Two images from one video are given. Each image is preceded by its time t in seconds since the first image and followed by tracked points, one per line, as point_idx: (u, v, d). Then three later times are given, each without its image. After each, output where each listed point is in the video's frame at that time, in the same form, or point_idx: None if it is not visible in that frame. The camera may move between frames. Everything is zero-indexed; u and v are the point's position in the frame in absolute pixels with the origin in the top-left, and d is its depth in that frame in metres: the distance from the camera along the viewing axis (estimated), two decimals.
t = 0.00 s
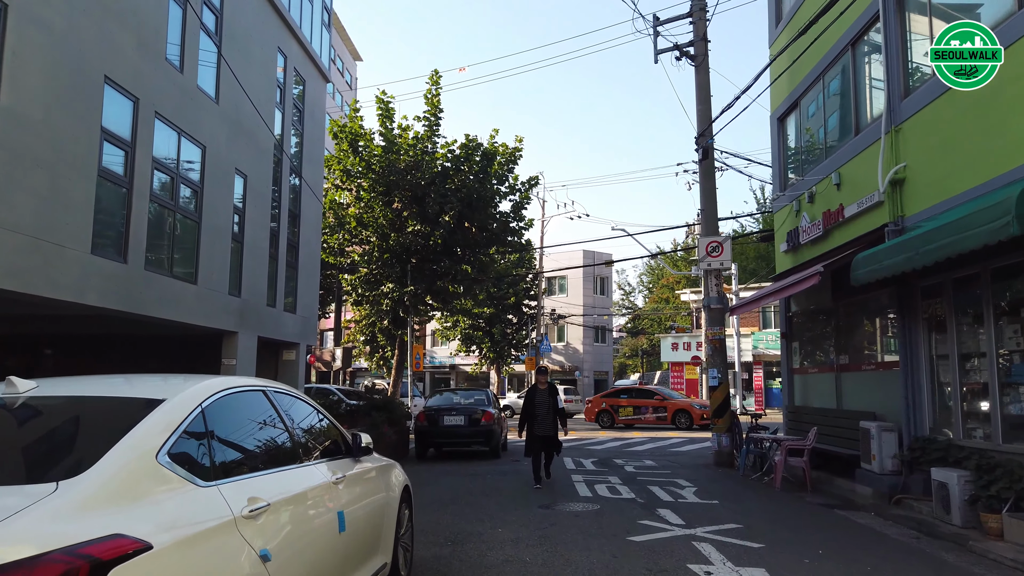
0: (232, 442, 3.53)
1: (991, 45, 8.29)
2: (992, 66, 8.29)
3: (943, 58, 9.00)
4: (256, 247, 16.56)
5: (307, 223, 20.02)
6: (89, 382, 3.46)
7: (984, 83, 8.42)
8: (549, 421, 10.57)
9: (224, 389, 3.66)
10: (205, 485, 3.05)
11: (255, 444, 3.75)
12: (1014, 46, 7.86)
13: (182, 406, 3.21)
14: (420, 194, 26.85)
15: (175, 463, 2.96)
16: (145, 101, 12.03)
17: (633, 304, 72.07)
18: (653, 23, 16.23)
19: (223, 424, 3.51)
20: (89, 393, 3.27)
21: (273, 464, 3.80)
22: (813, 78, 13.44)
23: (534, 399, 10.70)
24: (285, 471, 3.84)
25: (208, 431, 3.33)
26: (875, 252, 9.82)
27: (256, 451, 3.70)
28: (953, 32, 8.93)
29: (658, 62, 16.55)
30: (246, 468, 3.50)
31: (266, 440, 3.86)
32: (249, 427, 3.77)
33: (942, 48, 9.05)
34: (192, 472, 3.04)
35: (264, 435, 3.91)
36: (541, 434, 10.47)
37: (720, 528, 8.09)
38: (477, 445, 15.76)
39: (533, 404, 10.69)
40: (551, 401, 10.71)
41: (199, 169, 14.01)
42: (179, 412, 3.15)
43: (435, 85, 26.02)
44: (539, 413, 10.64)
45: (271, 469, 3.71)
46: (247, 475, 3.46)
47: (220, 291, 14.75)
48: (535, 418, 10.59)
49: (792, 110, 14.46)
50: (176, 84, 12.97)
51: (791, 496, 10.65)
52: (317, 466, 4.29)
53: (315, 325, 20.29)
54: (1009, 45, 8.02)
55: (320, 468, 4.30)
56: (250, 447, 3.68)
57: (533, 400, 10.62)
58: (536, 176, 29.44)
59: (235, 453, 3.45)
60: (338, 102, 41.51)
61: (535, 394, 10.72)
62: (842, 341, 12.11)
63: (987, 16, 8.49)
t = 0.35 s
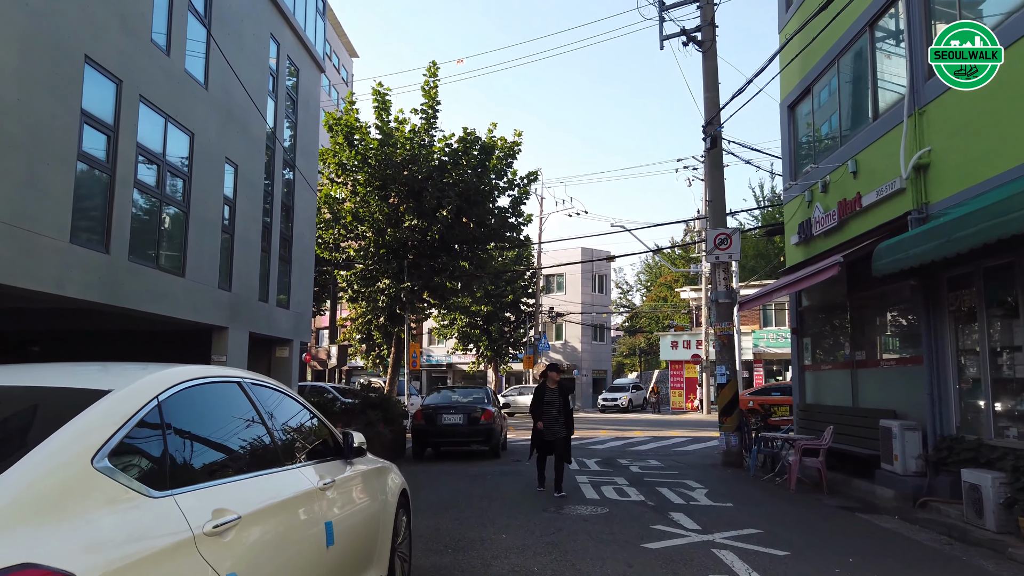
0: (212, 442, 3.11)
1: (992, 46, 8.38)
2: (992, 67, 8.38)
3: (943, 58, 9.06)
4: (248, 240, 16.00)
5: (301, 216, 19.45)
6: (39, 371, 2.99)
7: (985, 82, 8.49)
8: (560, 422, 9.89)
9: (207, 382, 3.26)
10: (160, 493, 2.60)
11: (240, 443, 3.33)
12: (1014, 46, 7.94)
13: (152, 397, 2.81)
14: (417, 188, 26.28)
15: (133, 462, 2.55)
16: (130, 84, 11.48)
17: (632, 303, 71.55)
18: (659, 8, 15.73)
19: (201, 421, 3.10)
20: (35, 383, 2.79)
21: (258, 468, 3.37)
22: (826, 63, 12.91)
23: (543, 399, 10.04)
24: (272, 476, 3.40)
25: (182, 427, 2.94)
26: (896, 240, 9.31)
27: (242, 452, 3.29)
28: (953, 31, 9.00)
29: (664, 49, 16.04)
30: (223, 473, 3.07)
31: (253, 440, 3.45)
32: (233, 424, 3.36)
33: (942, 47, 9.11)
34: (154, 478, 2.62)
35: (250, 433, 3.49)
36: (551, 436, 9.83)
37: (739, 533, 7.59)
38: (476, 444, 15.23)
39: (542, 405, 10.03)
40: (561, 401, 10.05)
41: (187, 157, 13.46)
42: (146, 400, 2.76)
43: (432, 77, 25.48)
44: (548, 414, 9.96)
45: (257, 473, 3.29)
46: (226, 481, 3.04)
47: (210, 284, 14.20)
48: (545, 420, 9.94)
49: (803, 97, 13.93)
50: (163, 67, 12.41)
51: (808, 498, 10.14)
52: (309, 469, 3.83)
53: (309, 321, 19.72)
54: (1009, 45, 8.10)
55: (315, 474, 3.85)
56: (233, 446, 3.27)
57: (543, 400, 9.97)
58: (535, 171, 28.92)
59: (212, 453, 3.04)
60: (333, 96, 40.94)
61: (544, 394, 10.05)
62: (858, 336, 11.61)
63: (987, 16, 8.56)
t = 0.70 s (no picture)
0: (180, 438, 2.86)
1: (992, 45, 8.24)
2: (992, 66, 8.24)
3: (942, 58, 8.84)
4: (230, 228, 15.38)
5: (287, 206, 18.83)
6: None
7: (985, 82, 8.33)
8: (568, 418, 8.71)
9: (181, 371, 3.02)
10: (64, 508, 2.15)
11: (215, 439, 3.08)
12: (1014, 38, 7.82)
13: (109, 388, 2.56)
14: (407, 178, 25.68)
15: (61, 463, 2.23)
16: (102, 60, 10.86)
17: (623, 299, 71.22)
18: None
19: (171, 414, 2.86)
20: None
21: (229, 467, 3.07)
22: (832, 44, 12.39)
23: (549, 390, 8.77)
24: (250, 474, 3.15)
25: (145, 423, 2.69)
26: (912, 226, 8.80)
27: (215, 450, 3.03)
28: (952, 31, 8.79)
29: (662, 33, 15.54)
30: (188, 475, 2.79)
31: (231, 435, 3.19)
32: (209, 418, 3.11)
33: (941, 47, 8.88)
34: (94, 490, 2.32)
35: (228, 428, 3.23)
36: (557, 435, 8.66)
37: (749, 535, 7.10)
38: (467, 441, 14.70)
39: (547, 398, 8.76)
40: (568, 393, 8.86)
41: (164, 140, 12.83)
42: (100, 390, 2.50)
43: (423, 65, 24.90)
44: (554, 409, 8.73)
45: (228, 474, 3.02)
46: (191, 483, 2.78)
47: (190, 274, 13.61)
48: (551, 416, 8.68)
49: (808, 81, 13.43)
50: (139, 45, 11.80)
51: (816, 498, 9.65)
52: (267, 474, 3.29)
53: (294, 314, 19.12)
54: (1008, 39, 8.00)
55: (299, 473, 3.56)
56: (206, 442, 3.01)
57: (551, 392, 8.71)
58: (528, 162, 28.38)
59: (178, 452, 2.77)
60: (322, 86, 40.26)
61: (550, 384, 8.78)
62: (866, 327, 11.16)
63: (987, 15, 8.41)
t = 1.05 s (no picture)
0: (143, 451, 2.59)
1: (992, 45, 8.07)
2: (993, 67, 8.09)
3: (942, 58, 8.58)
4: (213, 222, 14.78)
5: (272, 200, 18.21)
6: None
7: (986, 83, 8.20)
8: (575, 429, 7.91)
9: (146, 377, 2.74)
10: None
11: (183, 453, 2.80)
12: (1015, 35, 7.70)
13: (63, 401, 2.30)
14: (398, 173, 25.05)
15: None
16: (72, 43, 10.27)
17: (616, 297, 70.82)
18: None
19: (134, 425, 2.57)
20: None
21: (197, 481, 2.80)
22: (839, 30, 11.83)
23: (556, 397, 7.95)
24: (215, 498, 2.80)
25: (102, 437, 2.42)
26: (932, 217, 8.24)
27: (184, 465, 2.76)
28: (951, 30, 8.51)
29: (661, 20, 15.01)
30: (150, 495, 2.51)
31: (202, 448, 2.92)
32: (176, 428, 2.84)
33: (941, 47, 8.61)
34: (45, 521, 2.07)
35: (196, 439, 2.95)
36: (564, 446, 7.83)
37: (762, 549, 6.61)
38: (459, 443, 14.15)
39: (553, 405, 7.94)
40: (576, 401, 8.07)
41: (140, 128, 12.23)
42: (49, 401, 2.23)
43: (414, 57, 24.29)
44: (562, 418, 7.90)
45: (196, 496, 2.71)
46: (156, 504, 2.51)
47: (169, 270, 13.02)
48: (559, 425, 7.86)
49: (814, 70, 12.89)
50: (112, 28, 11.21)
51: (827, 505, 9.15)
52: (204, 507, 2.69)
53: (280, 312, 18.51)
54: (1007, 37, 7.89)
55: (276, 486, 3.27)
56: (173, 456, 2.73)
57: (558, 398, 7.89)
58: (522, 157, 27.80)
59: (140, 467, 2.51)
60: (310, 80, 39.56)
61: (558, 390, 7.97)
62: (877, 325, 10.68)
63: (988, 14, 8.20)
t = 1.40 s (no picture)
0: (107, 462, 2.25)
1: (993, 45, 7.94)
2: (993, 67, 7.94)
3: (942, 58, 8.47)
4: (198, 216, 14.22)
5: (261, 194, 17.64)
6: None
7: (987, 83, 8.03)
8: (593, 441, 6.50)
9: (123, 382, 2.41)
10: None
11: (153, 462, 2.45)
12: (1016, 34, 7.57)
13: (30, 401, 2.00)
14: (390, 168, 24.45)
15: None
16: (44, 22, 9.68)
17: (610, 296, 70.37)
18: None
19: (106, 429, 2.26)
20: None
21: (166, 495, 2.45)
22: (850, 16, 11.35)
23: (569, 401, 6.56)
24: (156, 530, 2.26)
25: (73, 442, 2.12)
26: (959, 206, 7.71)
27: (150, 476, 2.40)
28: (952, 31, 8.39)
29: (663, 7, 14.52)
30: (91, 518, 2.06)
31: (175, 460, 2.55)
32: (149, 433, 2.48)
33: (942, 47, 8.50)
34: None
35: (170, 446, 2.57)
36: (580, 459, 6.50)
37: (785, 562, 6.13)
38: (454, 445, 13.63)
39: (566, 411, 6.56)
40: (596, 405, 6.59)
41: (119, 115, 11.64)
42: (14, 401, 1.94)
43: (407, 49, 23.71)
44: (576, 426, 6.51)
45: (138, 528, 2.20)
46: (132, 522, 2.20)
47: (150, 264, 12.44)
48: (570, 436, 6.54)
49: (823, 58, 12.40)
50: (89, 8, 10.64)
51: (844, 511, 8.69)
52: (135, 540, 2.14)
53: (269, 309, 17.94)
54: (1008, 36, 7.78)
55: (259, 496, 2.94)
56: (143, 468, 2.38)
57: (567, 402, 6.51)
58: (517, 153, 27.29)
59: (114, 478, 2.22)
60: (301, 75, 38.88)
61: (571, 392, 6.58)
62: (892, 322, 10.23)
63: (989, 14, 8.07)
